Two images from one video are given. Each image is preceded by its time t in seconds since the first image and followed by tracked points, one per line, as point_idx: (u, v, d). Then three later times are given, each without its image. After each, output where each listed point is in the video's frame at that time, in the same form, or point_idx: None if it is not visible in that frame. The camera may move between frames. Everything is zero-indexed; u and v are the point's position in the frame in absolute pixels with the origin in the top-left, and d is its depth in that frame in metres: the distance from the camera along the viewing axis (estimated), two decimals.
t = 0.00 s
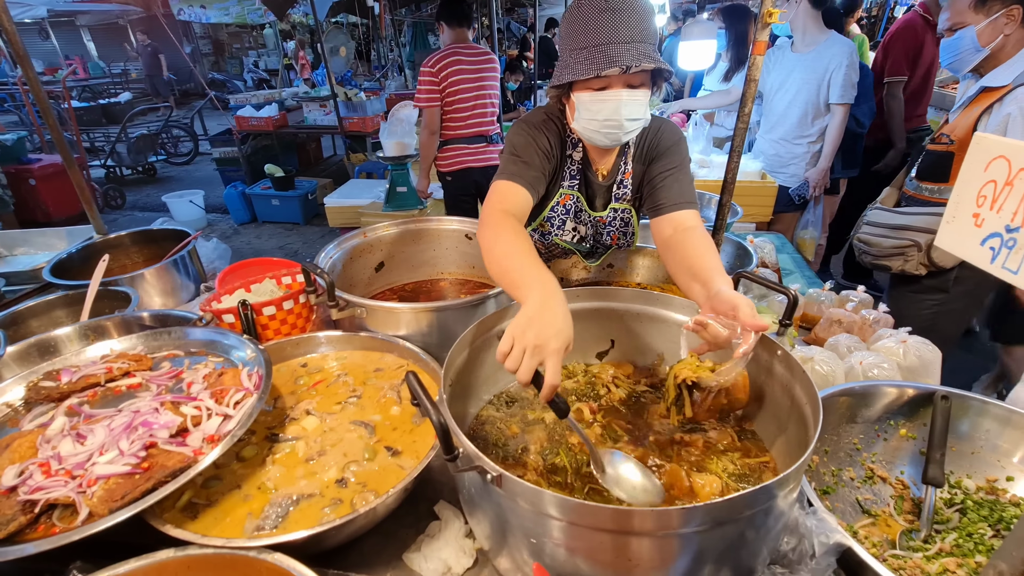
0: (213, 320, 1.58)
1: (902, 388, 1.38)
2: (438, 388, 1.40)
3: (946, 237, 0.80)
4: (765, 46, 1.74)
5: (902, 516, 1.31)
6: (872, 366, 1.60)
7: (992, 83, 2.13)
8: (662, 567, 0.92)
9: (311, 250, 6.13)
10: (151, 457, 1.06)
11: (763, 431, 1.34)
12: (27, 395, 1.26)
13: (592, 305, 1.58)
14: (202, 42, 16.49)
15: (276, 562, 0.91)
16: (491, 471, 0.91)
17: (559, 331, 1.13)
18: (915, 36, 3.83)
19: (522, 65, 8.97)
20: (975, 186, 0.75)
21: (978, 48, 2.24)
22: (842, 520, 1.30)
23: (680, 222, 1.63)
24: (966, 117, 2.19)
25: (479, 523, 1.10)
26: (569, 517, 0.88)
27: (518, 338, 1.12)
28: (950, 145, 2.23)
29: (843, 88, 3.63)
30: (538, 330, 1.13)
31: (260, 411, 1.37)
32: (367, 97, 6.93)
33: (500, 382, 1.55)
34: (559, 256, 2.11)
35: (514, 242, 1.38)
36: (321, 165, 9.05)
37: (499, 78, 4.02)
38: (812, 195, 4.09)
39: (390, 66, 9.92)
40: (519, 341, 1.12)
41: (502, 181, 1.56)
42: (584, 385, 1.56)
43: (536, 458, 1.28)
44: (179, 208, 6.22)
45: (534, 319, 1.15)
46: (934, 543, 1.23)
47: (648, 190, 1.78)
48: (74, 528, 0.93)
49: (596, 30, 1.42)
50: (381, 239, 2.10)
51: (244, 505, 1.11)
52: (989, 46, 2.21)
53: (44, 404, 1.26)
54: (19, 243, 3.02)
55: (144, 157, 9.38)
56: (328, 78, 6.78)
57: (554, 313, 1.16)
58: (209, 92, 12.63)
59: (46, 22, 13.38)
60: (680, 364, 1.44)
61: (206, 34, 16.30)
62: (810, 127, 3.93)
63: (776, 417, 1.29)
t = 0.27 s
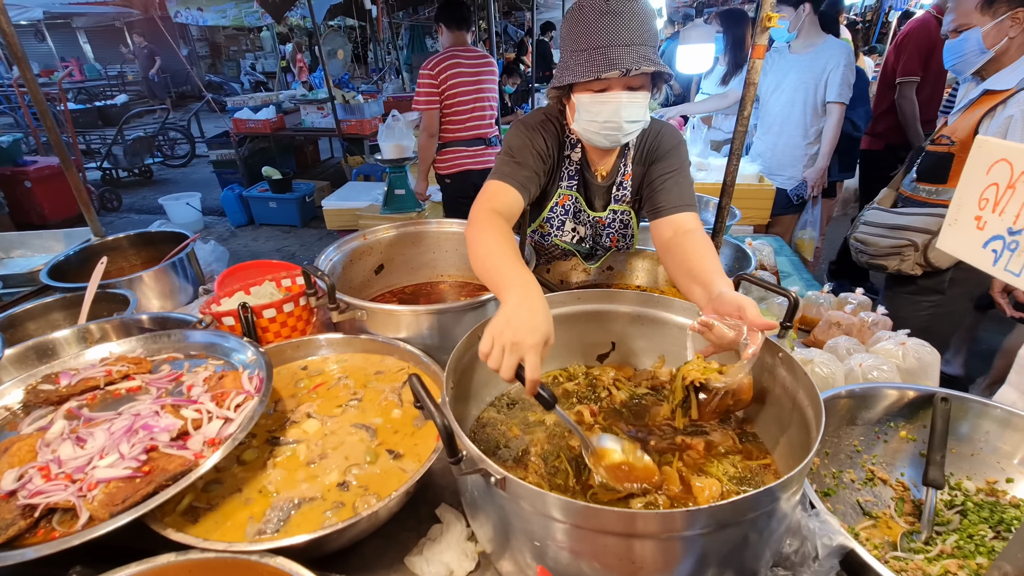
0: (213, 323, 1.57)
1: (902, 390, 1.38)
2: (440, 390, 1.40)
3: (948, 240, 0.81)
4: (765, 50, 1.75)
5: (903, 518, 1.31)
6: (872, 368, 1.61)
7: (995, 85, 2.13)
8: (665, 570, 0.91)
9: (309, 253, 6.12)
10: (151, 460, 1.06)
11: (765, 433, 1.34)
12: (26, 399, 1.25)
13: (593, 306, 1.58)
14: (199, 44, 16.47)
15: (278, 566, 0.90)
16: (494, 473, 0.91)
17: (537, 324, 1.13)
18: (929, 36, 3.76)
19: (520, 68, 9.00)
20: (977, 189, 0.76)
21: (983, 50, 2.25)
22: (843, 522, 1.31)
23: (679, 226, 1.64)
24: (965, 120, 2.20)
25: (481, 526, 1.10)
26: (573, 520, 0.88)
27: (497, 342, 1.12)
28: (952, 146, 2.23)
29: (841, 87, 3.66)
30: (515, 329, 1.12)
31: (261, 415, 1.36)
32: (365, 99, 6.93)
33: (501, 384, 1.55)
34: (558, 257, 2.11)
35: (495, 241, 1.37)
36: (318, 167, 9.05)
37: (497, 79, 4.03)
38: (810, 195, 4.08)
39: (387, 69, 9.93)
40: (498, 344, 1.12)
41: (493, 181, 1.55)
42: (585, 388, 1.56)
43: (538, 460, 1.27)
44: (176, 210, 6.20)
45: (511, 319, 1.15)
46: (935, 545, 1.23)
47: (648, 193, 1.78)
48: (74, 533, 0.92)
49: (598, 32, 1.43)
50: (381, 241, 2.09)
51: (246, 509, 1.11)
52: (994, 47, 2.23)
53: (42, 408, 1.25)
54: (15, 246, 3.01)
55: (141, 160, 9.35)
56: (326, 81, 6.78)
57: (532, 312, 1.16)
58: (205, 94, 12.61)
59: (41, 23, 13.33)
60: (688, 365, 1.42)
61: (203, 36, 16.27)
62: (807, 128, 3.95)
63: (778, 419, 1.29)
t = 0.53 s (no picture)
0: (213, 325, 1.57)
1: (901, 390, 1.39)
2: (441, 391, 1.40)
3: (946, 241, 0.82)
4: (762, 54, 1.77)
5: (902, 518, 1.33)
6: (869, 368, 1.63)
7: (989, 88, 2.16)
8: (668, 569, 0.92)
9: (306, 255, 6.11)
10: (154, 463, 1.06)
11: (765, 433, 1.35)
12: (26, 402, 1.25)
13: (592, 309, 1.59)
14: (195, 46, 16.43)
15: (282, 568, 0.90)
16: (499, 474, 0.92)
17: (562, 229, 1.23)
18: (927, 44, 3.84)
19: (516, 70, 9.01)
20: (975, 191, 0.77)
21: (978, 51, 2.28)
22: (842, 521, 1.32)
23: (679, 229, 1.65)
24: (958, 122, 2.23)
25: (484, 527, 1.11)
26: (576, 520, 0.89)
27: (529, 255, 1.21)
28: (944, 147, 2.27)
29: (835, 85, 3.75)
30: (544, 240, 1.22)
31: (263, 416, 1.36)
32: (362, 102, 6.93)
33: (501, 387, 1.55)
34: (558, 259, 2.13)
35: (487, 192, 1.43)
36: (315, 169, 9.03)
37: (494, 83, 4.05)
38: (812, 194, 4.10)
39: (384, 71, 9.93)
40: (529, 260, 1.21)
41: (489, 161, 1.59)
42: (586, 390, 1.56)
43: (539, 461, 1.28)
44: (172, 212, 6.18)
45: (532, 232, 1.24)
46: (933, 544, 1.24)
47: (648, 196, 1.80)
48: (77, 535, 0.92)
49: (603, 35, 1.44)
50: (380, 243, 2.09)
51: (249, 511, 1.11)
52: (988, 49, 2.26)
53: (43, 410, 1.24)
54: (12, 249, 2.99)
55: (136, 162, 9.32)
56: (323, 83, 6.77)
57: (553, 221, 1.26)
58: (201, 96, 12.58)
59: (36, 25, 13.28)
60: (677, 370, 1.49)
61: (199, 38, 16.24)
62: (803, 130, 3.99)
63: (777, 419, 1.30)
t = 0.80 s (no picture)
0: (215, 327, 1.57)
1: (899, 389, 1.41)
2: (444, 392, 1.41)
3: (944, 240, 0.83)
4: (759, 57, 1.79)
5: (901, 515, 1.34)
6: (868, 368, 1.64)
7: (983, 90, 2.18)
8: (672, 566, 0.93)
9: (303, 258, 6.10)
10: (160, 464, 1.06)
11: (766, 432, 1.36)
12: (29, 404, 1.24)
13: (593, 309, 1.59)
14: (191, 50, 16.40)
15: (289, 568, 0.90)
16: (504, 472, 0.92)
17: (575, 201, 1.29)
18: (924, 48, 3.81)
19: (513, 73, 9.04)
20: (971, 191, 0.78)
21: (972, 54, 2.30)
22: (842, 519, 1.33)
23: (680, 230, 1.66)
24: (952, 124, 2.26)
25: (489, 526, 1.11)
26: (581, 517, 0.90)
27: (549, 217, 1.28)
28: (938, 149, 2.29)
29: (833, 92, 3.77)
30: (561, 201, 1.30)
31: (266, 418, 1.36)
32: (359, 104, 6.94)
33: (503, 387, 1.55)
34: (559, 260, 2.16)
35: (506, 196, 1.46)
36: (311, 172, 9.03)
37: (492, 81, 4.00)
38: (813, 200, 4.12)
39: (380, 74, 9.95)
40: (549, 214, 1.29)
41: (493, 175, 1.62)
42: (587, 390, 1.57)
43: (542, 461, 1.28)
44: (168, 215, 6.16)
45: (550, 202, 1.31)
46: (933, 541, 1.26)
47: (648, 198, 1.81)
48: (83, 536, 0.92)
49: (605, 38, 1.46)
50: (381, 245, 2.10)
51: (253, 512, 1.11)
52: (982, 52, 2.28)
53: (46, 412, 1.24)
54: (10, 252, 2.99)
55: (132, 165, 9.29)
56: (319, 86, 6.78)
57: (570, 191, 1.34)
58: (197, 99, 12.56)
59: (30, 28, 13.23)
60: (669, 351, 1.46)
61: (194, 41, 16.21)
62: (802, 134, 4.02)
63: (778, 418, 1.31)
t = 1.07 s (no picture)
0: (218, 330, 1.58)
1: (895, 390, 1.43)
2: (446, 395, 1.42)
3: (937, 244, 0.85)
4: (756, 63, 1.82)
5: (897, 515, 1.36)
6: (864, 369, 1.67)
7: (973, 96, 2.24)
8: (673, 565, 0.94)
9: (301, 261, 6.11)
10: (165, 466, 1.07)
11: (764, 434, 1.38)
12: (33, 407, 1.25)
13: (593, 313, 1.61)
14: (188, 53, 16.40)
15: (294, 567, 0.91)
16: (507, 472, 0.94)
17: (548, 269, 1.25)
18: (908, 55, 3.82)
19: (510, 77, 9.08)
20: (964, 196, 0.80)
21: (968, 61, 2.31)
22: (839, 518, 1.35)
23: (678, 234, 1.69)
24: (945, 129, 2.29)
25: (492, 526, 1.12)
26: (583, 516, 0.91)
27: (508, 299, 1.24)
28: (932, 155, 2.32)
29: (838, 104, 3.75)
30: (528, 279, 1.24)
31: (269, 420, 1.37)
32: (357, 108, 6.96)
33: (504, 390, 1.57)
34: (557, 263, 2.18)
35: (493, 217, 1.48)
36: (309, 175, 9.04)
37: (490, 85, 3.98)
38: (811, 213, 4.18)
39: (378, 77, 9.97)
40: (519, 286, 1.23)
41: (489, 182, 1.63)
42: (587, 392, 1.59)
43: (543, 462, 1.30)
44: (166, 219, 6.16)
45: (520, 270, 1.26)
46: (929, 540, 1.27)
47: (647, 202, 1.83)
48: (90, 537, 0.93)
49: (608, 43, 1.48)
50: (382, 249, 2.12)
51: (258, 513, 1.12)
52: (977, 59, 2.30)
53: (51, 415, 1.25)
54: (9, 256, 2.99)
55: (129, 168, 9.29)
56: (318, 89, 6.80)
57: (546, 266, 1.27)
58: (195, 102, 12.56)
59: (27, 31, 13.21)
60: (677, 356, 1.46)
61: (192, 45, 16.23)
62: (806, 144, 4.03)
63: (776, 419, 1.33)
